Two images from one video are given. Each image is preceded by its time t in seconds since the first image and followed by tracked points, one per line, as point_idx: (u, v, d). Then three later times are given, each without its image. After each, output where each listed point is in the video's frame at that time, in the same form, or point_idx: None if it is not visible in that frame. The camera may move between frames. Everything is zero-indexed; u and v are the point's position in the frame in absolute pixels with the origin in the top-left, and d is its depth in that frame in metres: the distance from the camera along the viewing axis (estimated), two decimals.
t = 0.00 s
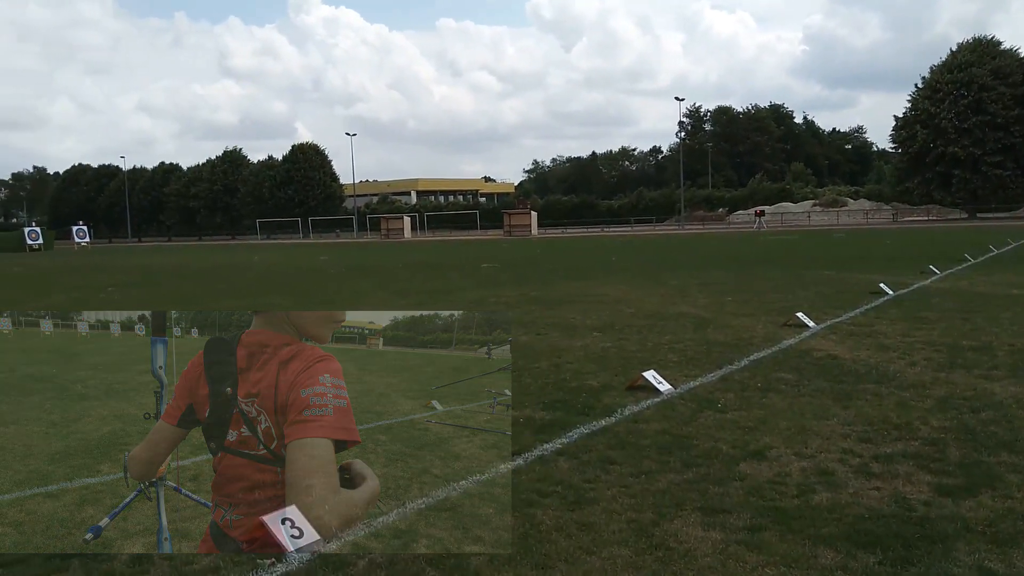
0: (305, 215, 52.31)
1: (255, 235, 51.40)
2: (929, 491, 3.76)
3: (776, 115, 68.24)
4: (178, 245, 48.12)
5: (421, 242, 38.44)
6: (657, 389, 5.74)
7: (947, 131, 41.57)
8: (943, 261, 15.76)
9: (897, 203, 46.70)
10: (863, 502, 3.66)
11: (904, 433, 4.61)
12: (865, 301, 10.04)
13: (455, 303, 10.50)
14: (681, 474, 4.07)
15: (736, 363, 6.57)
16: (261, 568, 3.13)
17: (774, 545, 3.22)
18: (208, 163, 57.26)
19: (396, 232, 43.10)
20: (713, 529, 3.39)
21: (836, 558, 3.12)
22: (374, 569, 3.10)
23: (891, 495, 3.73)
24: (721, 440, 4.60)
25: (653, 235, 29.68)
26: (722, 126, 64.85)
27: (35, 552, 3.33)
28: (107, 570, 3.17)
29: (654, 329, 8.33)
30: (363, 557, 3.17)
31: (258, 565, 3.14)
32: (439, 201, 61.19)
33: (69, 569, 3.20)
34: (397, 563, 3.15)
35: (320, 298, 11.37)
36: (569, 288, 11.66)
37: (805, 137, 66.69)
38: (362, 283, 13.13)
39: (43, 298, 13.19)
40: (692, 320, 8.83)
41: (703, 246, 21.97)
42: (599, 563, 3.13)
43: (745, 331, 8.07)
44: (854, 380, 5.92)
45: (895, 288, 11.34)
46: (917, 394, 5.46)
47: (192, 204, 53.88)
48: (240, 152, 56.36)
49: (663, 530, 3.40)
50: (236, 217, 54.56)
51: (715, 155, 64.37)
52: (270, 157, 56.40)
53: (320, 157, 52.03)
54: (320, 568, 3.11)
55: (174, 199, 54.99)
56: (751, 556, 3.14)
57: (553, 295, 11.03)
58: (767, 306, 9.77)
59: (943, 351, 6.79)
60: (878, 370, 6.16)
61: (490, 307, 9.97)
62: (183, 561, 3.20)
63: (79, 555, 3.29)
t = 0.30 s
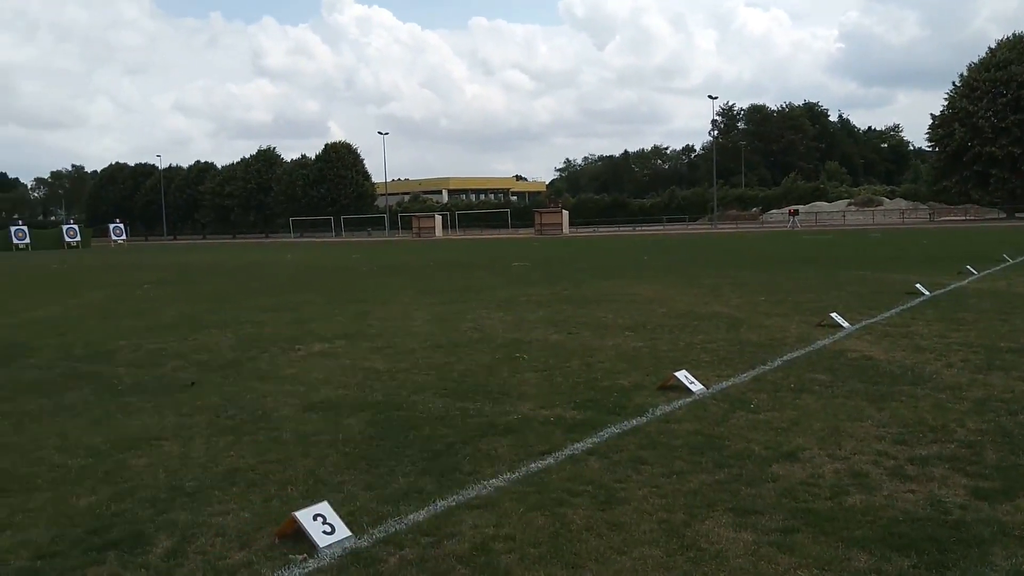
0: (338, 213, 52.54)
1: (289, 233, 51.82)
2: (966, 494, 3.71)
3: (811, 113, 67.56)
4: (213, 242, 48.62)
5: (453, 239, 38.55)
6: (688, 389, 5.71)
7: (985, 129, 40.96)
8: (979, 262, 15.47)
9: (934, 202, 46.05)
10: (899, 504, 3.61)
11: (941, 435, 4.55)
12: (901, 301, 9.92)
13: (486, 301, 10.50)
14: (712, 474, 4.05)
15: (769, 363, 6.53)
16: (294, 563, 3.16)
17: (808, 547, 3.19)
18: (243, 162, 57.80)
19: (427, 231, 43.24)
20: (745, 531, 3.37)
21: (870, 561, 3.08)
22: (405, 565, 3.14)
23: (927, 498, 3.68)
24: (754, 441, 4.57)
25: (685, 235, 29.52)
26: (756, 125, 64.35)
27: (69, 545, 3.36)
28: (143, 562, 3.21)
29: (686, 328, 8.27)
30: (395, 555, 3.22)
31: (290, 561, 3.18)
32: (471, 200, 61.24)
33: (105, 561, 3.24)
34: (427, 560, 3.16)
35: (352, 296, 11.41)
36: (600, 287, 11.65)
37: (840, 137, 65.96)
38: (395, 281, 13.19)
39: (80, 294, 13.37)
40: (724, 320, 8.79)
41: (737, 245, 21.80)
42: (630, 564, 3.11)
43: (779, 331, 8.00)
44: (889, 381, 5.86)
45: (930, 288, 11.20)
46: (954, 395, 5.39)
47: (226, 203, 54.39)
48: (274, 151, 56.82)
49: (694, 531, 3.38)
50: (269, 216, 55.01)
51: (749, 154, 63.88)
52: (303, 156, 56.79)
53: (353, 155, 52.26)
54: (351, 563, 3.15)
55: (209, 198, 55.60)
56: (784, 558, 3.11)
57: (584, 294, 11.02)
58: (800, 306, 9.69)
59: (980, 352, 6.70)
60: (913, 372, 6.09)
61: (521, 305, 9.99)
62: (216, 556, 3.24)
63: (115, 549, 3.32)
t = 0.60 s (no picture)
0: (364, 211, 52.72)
1: (315, 231, 52.10)
2: (993, 496, 3.66)
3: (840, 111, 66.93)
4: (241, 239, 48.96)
5: (480, 236, 38.52)
6: (713, 389, 5.67)
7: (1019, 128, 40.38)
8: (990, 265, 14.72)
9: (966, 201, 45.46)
10: (924, 505, 3.57)
11: (969, 436, 4.49)
12: (931, 301, 9.80)
13: (511, 298, 10.48)
14: (736, 474, 4.03)
15: (796, 362, 6.48)
16: (316, 557, 3.18)
17: (832, 548, 3.16)
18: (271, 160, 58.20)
19: (452, 228, 43.31)
20: (769, 530, 3.35)
21: (896, 562, 3.05)
22: (427, 560, 3.15)
23: (953, 499, 3.63)
24: (778, 441, 4.54)
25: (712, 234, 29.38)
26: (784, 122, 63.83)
27: (95, 539, 3.40)
28: (168, 555, 3.24)
29: (712, 327, 8.21)
30: (417, 550, 3.23)
31: (313, 555, 3.20)
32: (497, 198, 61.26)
33: (131, 554, 3.27)
34: (449, 556, 3.17)
35: (377, 293, 11.43)
36: (625, 285, 11.62)
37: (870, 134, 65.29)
38: (420, 278, 13.19)
39: (109, 290, 13.49)
40: (750, 318, 8.74)
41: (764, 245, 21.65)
42: (651, 562, 3.11)
43: (806, 330, 7.92)
44: (917, 381, 5.79)
45: (960, 288, 11.06)
46: (983, 395, 5.33)
47: (254, 200, 54.77)
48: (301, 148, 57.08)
49: (716, 531, 3.36)
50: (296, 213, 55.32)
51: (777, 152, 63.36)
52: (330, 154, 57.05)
53: (379, 153, 52.25)
54: (374, 558, 3.17)
55: (237, 195, 56.02)
56: (807, 558, 3.09)
57: (609, 291, 11.00)
58: (828, 305, 9.62)
59: (1011, 352, 6.62)
60: (941, 371, 6.03)
61: (546, 302, 9.99)
62: (241, 550, 3.26)
63: (141, 543, 3.35)
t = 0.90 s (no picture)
0: (405, 207, 52.91)
1: (356, 226, 52.43)
2: None
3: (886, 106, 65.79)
4: (283, 233, 49.49)
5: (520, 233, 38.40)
6: (751, 386, 5.61)
7: None
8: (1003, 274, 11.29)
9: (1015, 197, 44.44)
10: (964, 507, 3.51)
11: (1013, 437, 4.40)
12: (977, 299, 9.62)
13: (548, 295, 10.45)
14: (772, 473, 3.99)
15: (836, 361, 6.39)
16: (349, 550, 3.21)
17: (868, 549, 3.12)
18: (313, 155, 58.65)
19: (492, 224, 43.31)
20: (804, 530, 3.32)
21: (933, 565, 3.00)
22: (459, 555, 3.16)
23: (994, 502, 3.57)
24: (816, 439, 4.49)
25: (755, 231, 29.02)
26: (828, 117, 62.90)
27: (136, 529, 3.46)
28: (206, 546, 3.29)
29: (751, 324, 8.12)
30: (449, 545, 3.25)
31: (347, 548, 3.22)
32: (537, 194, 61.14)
33: (169, 544, 3.32)
34: (481, 551, 3.18)
35: (416, 288, 11.46)
36: (664, 281, 11.54)
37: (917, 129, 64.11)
38: (458, 273, 13.22)
39: (154, 284, 13.70)
40: (790, 315, 8.65)
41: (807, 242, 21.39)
42: (684, 561, 3.09)
43: (847, 328, 7.80)
44: (960, 380, 5.69)
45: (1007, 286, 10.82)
46: None
47: (296, 195, 55.27)
48: (342, 143, 57.46)
49: (751, 530, 3.34)
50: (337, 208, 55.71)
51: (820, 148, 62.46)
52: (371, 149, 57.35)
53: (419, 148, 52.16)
54: (406, 552, 3.19)
55: (279, 190, 56.58)
56: (843, 559, 3.05)
57: (648, 287, 10.95)
58: (870, 303, 9.48)
59: None
60: (986, 371, 5.92)
61: (584, 299, 9.96)
62: (276, 542, 3.30)
63: (179, 533, 3.41)
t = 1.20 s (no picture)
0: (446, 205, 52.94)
1: (397, 224, 52.59)
2: None
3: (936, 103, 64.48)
4: (324, 232, 49.84)
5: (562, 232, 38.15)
6: (793, 388, 5.55)
7: None
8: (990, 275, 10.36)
9: None
10: (1011, 512, 3.45)
11: None
12: None
13: (588, 294, 10.38)
14: (814, 475, 3.95)
15: (880, 362, 6.29)
16: (388, 547, 3.23)
17: (911, 553, 3.08)
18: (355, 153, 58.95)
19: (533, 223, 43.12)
20: (845, 534, 3.27)
21: (978, 570, 2.95)
22: (496, 554, 3.17)
23: None
24: (860, 442, 4.43)
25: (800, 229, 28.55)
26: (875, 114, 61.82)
27: (180, 523, 3.52)
28: (247, 540, 3.33)
29: (794, 325, 8.02)
30: (487, 543, 3.26)
31: (385, 545, 3.25)
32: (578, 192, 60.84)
33: (212, 538, 3.37)
34: (519, 550, 3.19)
35: (456, 287, 11.46)
36: (705, 279, 11.42)
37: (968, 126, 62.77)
38: (498, 272, 13.20)
39: (197, 282, 13.87)
40: (835, 316, 8.53)
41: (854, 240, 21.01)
42: (723, 563, 3.06)
43: (891, 330, 7.67)
44: (1009, 382, 5.58)
45: None
46: None
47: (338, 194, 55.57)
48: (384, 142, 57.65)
49: (792, 533, 3.30)
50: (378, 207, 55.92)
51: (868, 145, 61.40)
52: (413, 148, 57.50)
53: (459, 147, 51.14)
54: (445, 550, 3.21)
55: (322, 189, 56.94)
56: (885, 563, 3.01)
57: (689, 286, 10.84)
58: (917, 304, 9.32)
59: None
60: None
61: (625, 299, 9.89)
62: (316, 537, 3.34)
63: (222, 528, 3.46)
